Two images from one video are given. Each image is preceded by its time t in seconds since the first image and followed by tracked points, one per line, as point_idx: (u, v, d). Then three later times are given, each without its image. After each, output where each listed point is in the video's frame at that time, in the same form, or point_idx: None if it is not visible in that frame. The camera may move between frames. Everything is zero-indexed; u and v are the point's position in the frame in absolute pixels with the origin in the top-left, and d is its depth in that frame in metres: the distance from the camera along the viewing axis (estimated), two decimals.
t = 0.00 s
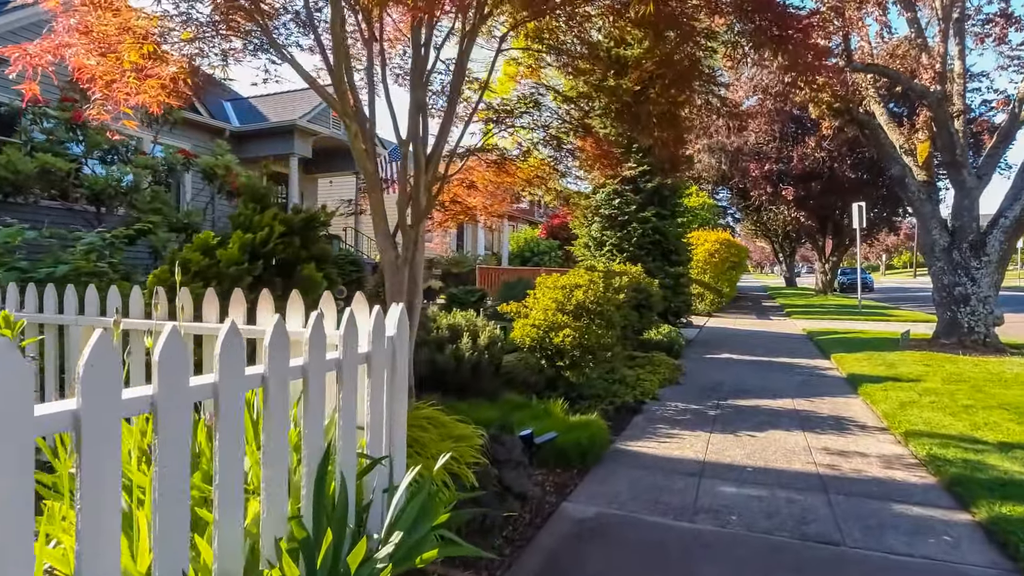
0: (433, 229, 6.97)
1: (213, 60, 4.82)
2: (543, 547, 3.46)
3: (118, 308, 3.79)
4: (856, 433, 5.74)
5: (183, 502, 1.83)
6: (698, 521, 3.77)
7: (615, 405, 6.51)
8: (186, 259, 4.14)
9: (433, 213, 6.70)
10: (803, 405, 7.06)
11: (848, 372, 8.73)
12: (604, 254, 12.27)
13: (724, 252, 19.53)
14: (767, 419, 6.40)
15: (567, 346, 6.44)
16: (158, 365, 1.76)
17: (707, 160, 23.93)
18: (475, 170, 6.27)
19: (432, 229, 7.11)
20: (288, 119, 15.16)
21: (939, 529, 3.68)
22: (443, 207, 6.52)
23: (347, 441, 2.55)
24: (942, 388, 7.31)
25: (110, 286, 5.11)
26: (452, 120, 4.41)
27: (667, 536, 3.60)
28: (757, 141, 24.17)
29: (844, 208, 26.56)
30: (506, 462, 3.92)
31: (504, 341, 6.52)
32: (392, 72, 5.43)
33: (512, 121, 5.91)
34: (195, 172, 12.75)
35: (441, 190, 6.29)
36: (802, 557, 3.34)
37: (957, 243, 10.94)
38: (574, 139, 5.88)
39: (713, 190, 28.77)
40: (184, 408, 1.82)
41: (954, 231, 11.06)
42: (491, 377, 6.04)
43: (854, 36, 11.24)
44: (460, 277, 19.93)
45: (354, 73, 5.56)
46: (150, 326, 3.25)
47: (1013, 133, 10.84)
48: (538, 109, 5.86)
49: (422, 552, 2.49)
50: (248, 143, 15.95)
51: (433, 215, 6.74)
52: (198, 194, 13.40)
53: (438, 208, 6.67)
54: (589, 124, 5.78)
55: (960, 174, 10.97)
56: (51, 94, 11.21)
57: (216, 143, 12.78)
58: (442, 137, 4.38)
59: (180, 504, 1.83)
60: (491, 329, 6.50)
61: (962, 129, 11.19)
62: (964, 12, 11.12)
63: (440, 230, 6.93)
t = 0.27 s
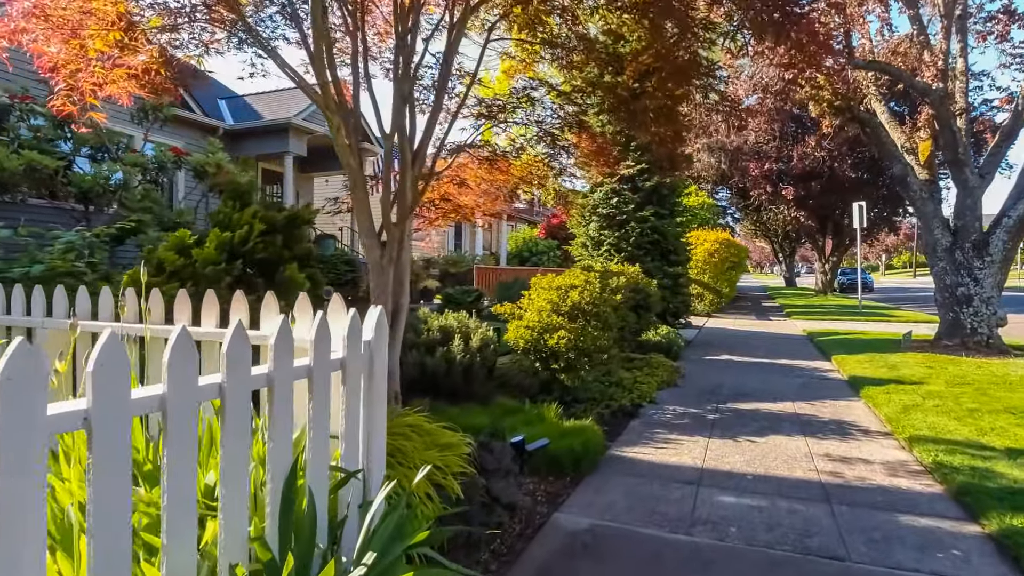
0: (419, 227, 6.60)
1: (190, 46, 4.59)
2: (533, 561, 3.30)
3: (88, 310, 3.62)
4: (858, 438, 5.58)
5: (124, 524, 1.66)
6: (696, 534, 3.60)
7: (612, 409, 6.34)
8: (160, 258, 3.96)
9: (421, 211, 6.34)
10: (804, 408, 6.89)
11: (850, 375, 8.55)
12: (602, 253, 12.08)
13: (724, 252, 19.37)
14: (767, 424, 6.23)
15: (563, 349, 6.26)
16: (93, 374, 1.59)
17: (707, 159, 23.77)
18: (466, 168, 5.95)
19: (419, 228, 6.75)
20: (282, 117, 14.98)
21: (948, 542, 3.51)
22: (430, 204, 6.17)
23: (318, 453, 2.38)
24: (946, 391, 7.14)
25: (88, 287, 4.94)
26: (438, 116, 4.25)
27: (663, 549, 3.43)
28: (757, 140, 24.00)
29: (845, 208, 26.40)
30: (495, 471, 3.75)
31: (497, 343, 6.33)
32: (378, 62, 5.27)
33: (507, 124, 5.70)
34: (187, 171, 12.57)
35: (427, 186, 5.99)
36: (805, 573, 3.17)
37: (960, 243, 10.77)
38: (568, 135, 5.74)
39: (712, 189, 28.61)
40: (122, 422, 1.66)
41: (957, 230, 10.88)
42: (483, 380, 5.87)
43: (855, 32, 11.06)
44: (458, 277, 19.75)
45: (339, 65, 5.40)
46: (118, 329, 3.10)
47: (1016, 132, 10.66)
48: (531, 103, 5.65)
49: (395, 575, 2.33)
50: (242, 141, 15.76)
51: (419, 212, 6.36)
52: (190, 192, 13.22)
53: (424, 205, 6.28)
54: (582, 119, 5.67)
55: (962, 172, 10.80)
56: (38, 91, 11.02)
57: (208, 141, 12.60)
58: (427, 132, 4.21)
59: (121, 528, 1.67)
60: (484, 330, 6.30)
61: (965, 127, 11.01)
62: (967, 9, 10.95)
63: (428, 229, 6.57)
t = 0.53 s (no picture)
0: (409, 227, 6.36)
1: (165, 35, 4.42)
2: None
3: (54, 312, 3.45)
4: (861, 444, 5.41)
5: (52, 557, 1.50)
6: (693, 547, 3.43)
7: (608, 414, 6.18)
8: (133, 258, 3.79)
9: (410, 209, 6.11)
10: (805, 412, 6.73)
11: (851, 377, 8.39)
12: (600, 253, 11.91)
13: (724, 252, 19.20)
14: (767, 428, 6.07)
15: (557, 352, 6.09)
16: (14, 389, 1.43)
17: (706, 159, 23.67)
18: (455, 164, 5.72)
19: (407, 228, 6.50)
20: (277, 115, 14.82)
21: (958, 556, 3.34)
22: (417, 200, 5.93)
23: (285, 470, 2.21)
24: (950, 394, 6.97)
25: (63, 288, 4.78)
26: (425, 111, 4.05)
27: (659, 565, 3.25)
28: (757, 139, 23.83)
29: (846, 208, 26.24)
30: (482, 481, 3.58)
31: (490, 345, 6.15)
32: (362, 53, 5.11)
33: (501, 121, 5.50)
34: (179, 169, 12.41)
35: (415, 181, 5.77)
36: None
37: (963, 243, 10.59)
38: (562, 130, 5.55)
39: (712, 189, 28.45)
40: (50, 440, 1.49)
41: (960, 230, 10.72)
42: (475, 384, 5.71)
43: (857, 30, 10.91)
44: (455, 277, 19.58)
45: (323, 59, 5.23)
46: (81, 333, 2.94)
47: (1021, 130, 10.49)
48: (524, 97, 5.40)
49: None
50: (237, 139, 15.60)
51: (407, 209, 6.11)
52: (183, 191, 13.06)
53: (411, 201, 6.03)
54: (576, 114, 5.51)
55: (965, 171, 10.64)
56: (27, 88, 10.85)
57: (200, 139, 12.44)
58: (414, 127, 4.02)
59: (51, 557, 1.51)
60: (476, 332, 6.11)
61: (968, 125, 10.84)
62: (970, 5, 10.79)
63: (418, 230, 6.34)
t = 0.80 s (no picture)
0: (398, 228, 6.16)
1: (140, 21, 4.13)
2: None
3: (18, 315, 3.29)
4: (864, 450, 5.25)
5: None
6: (689, 562, 3.27)
7: (603, 418, 6.03)
8: (104, 258, 3.63)
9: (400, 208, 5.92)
10: (806, 416, 6.56)
11: (853, 380, 8.22)
12: (597, 253, 11.75)
13: (723, 253, 19.03)
14: (768, 433, 5.91)
15: (551, 355, 5.93)
16: None
17: (705, 158, 23.51)
18: (442, 162, 5.49)
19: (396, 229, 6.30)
20: (272, 114, 14.66)
21: (969, 571, 3.17)
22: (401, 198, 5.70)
23: (249, 489, 2.03)
24: (955, 398, 6.81)
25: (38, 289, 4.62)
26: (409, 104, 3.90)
27: None
28: (757, 138, 23.67)
29: (846, 208, 26.09)
30: (469, 492, 3.42)
31: (482, 348, 5.99)
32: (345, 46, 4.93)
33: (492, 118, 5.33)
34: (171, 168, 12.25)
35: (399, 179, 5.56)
36: None
37: (967, 243, 10.44)
38: (557, 122, 5.39)
39: (712, 189, 28.29)
40: None
41: (964, 229, 10.56)
42: (466, 388, 5.54)
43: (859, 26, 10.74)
44: (453, 277, 19.44)
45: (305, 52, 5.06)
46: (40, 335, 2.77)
47: None
48: (514, 91, 5.28)
49: None
50: (231, 138, 15.44)
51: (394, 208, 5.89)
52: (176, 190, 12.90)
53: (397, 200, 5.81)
54: (570, 110, 5.33)
55: (969, 170, 10.47)
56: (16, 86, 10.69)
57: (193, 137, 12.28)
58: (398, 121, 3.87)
59: None
60: (468, 334, 5.95)
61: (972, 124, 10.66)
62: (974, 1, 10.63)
63: (408, 231, 6.13)
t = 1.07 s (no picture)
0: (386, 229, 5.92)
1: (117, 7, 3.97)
2: None
3: None
4: (869, 456, 5.07)
5: None
6: None
7: (599, 422, 5.86)
8: (72, 257, 3.47)
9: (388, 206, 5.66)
10: (808, 419, 6.39)
11: (855, 382, 8.04)
12: (595, 253, 11.57)
13: (723, 253, 18.83)
14: (768, 438, 5.73)
15: (546, 356, 5.75)
16: None
17: (705, 158, 23.36)
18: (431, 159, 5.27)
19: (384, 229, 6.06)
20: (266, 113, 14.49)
21: None
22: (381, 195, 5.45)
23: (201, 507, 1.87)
24: (961, 401, 6.63)
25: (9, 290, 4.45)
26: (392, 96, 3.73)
27: None
28: (757, 138, 23.50)
29: (847, 207, 25.92)
30: (453, 504, 3.25)
31: (474, 350, 5.82)
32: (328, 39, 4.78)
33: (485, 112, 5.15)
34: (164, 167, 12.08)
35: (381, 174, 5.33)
36: None
37: (971, 242, 10.27)
38: (552, 116, 5.21)
39: (712, 189, 28.14)
40: None
41: (968, 229, 10.37)
42: (457, 391, 5.38)
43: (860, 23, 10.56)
44: (451, 277, 19.27)
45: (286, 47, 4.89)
46: None
47: None
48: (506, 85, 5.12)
49: None
50: (226, 137, 15.27)
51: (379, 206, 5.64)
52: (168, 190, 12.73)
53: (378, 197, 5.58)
54: (565, 105, 5.18)
55: (973, 168, 10.29)
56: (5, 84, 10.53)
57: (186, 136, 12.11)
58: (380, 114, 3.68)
59: None
60: (460, 336, 5.77)
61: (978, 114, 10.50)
62: None
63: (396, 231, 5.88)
